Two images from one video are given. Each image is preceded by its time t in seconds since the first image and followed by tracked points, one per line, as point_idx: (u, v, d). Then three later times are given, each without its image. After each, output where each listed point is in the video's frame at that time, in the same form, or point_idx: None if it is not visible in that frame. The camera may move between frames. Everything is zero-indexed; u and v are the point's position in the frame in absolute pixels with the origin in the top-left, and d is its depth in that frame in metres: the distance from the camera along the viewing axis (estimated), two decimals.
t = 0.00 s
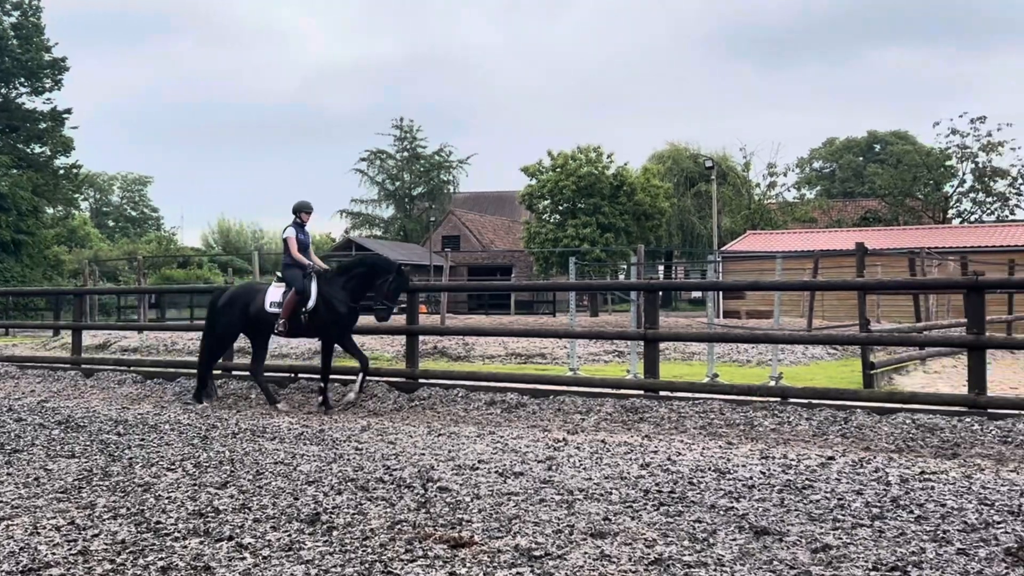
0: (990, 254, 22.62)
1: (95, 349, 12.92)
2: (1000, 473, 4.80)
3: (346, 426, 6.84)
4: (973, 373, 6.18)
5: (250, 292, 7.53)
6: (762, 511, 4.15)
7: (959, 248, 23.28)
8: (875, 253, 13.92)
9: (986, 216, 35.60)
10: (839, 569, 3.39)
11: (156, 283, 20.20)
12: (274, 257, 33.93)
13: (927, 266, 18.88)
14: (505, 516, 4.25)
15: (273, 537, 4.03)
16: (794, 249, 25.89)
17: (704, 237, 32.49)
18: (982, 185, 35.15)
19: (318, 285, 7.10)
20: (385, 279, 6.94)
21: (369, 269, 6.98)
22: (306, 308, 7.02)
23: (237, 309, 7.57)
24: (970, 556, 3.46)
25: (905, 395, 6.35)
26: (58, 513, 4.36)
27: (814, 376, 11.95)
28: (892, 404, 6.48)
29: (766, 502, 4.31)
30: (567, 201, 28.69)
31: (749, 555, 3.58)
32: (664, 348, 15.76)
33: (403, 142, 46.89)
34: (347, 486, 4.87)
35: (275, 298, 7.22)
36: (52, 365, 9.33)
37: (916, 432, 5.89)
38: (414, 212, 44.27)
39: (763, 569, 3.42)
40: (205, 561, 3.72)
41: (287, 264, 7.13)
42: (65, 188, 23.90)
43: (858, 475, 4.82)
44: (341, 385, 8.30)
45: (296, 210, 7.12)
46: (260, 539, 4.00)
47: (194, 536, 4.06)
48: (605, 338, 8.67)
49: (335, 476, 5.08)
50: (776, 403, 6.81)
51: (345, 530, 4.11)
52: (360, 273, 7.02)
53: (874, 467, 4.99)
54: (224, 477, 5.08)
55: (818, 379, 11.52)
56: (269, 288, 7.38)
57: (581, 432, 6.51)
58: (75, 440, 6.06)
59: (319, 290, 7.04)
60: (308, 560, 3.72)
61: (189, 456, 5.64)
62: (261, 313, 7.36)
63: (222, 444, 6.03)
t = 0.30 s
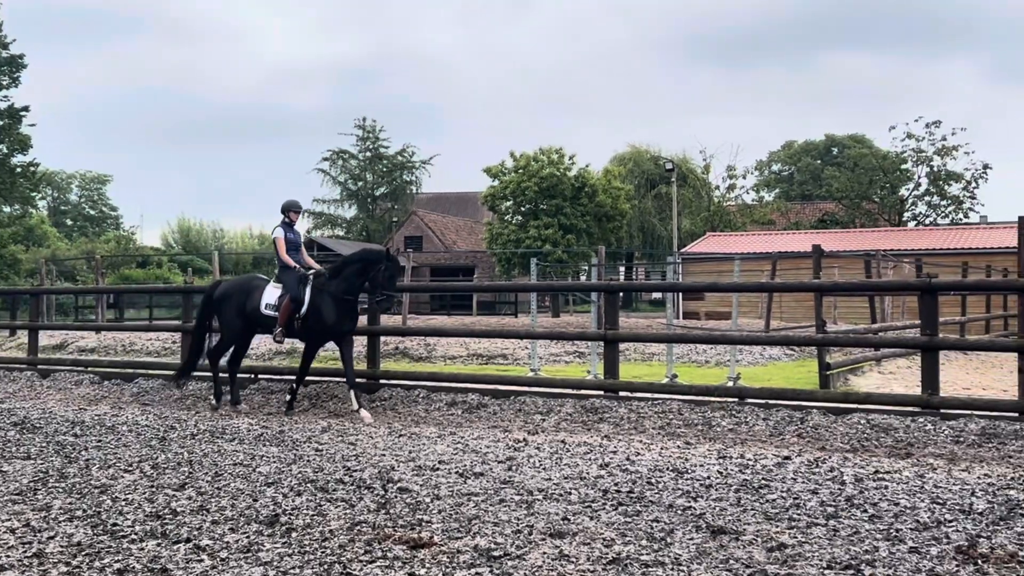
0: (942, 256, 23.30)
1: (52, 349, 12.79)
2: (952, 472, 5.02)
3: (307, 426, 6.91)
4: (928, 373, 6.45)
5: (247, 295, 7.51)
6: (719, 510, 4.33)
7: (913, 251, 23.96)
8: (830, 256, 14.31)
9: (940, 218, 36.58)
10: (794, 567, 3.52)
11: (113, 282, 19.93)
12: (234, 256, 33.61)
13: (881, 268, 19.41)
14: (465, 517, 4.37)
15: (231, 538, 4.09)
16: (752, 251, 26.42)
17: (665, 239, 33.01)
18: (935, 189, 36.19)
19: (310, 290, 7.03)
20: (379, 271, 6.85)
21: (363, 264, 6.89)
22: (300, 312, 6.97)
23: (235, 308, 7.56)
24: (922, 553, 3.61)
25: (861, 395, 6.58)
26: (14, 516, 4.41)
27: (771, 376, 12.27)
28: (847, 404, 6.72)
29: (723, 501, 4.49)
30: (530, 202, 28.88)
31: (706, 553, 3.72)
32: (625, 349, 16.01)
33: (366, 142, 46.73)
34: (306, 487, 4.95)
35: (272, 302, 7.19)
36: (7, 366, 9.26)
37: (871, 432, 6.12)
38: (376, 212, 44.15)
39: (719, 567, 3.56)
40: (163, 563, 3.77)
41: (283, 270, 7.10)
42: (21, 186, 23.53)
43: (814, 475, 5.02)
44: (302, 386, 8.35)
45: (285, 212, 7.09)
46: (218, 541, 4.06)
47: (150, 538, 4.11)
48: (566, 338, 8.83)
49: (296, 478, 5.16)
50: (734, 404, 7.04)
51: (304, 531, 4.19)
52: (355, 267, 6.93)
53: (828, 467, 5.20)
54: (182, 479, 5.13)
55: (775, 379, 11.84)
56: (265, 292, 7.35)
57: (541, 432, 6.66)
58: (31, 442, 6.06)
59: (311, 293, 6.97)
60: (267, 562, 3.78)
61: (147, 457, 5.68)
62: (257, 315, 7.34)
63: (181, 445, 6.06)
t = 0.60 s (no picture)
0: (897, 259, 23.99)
1: (8, 350, 12.66)
2: (907, 472, 5.28)
3: (268, 428, 6.97)
4: (886, 374, 6.72)
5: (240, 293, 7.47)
6: (678, 510, 4.52)
7: (869, 254, 24.63)
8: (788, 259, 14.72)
9: (896, 221, 37.60)
10: (749, 565, 3.70)
11: (70, 282, 19.64)
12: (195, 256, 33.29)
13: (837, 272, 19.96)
14: (426, 518, 4.50)
15: (190, 540, 4.17)
16: (711, 253, 26.95)
17: (626, 240, 33.51)
18: (891, 193, 37.21)
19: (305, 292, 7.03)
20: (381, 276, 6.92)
21: (365, 268, 6.95)
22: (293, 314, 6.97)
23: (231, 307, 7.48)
24: (876, 553, 3.79)
25: (819, 396, 6.83)
26: None
27: (728, 377, 12.60)
28: (803, 404, 6.98)
29: (682, 502, 4.69)
30: (492, 204, 29.08)
31: (664, 553, 3.88)
32: (587, 349, 16.28)
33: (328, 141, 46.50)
34: (266, 489, 5.04)
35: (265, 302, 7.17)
36: None
37: (827, 432, 6.37)
38: (339, 213, 43.98)
39: (677, 567, 3.71)
40: (120, 566, 3.84)
41: (276, 268, 7.02)
42: None
43: (771, 475, 5.25)
44: (263, 387, 8.40)
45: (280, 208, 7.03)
46: (176, 543, 4.14)
47: (108, 540, 4.18)
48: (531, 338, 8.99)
49: (255, 479, 5.25)
50: (692, 404, 7.28)
51: (263, 533, 4.28)
52: (354, 271, 6.99)
53: (786, 467, 5.44)
54: (140, 481, 5.20)
55: (733, 380, 12.18)
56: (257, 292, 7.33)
57: (503, 433, 6.82)
58: None
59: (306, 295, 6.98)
60: (226, 564, 3.86)
61: (105, 459, 5.71)
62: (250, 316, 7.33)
63: (139, 447, 6.10)
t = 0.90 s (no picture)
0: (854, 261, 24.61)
1: None
2: (863, 472, 5.55)
3: (228, 429, 7.04)
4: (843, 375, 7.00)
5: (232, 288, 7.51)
6: (639, 510, 4.73)
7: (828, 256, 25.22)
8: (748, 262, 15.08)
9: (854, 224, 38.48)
10: (707, 564, 3.88)
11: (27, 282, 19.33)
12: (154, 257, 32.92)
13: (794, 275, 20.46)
14: (387, 519, 4.63)
15: (149, 542, 4.26)
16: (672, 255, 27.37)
17: (588, 242, 33.85)
18: (849, 196, 38.10)
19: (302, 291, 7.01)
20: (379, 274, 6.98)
21: (363, 267, 7.02)
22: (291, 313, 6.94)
23: (222, 304, 7.49)
24: (833, 552, 3.98)
25: (776, 396, 7.09)
26: None
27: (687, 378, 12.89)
28: (760, 405, 7.25)
29: (642, 501, 4.90)
30: (455, 206, 29.22)
31: (623, 552, 4.06)
32: (549, 350, 16.50)
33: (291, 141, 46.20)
34: (225, 490, 5.13)
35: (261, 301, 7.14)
36: None
37: (785, 432, 6.63)
38: (301, 213, 43.70)
39: (636, 567, 3.88)
40: (78, 567, 3.93)
41: (272, 268, 7.00)
42: None
43: (729, 475, 5.48)
44: (224, 388, 8.44)
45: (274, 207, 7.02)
46: (134, 545, 4.22)
47: (65, 542, 4.26)
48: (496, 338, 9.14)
49: (214, 481, 5.34)
50: (653, 404, 7.51)
51: (223, 535, 4.37)
52: (352, 270, 7.04)
53: (744, 467, 5.68)
54: (98, 482, 5.28)
55: (692, 381, 12.49)
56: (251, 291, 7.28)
57: (465, 434, 6.97)
58: None
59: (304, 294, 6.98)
60: (185, 566, 3.94)
61: (63, 461, 5.76)
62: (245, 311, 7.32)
63: (98, 449, 6.14)
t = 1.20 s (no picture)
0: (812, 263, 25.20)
1: None
2: (819, 471, 5.84)
3: (187, 430, 7.11)
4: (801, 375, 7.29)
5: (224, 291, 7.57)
6: (600, 509, 4.94)
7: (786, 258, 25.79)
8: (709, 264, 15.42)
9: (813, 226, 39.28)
10: (665, 563, 4.08)
11: None
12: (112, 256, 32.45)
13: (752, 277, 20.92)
14: (347, 520, 4.77)
15: (106, 544, 4.34)
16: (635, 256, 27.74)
17: (550, 243, 34.05)
18: (807, 198, 38.94)
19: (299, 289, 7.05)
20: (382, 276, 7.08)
21: (365, 269, 7.10)
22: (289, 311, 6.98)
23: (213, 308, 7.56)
24: (790, 550, 4.20)
25: (735, 397, 7.35)
26: None
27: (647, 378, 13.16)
28: (720, 406, 7.52)
29: (603, 501, 5.11)
30: (418, 206, 29.24)
31: (583, 552, 4.25)
32: (511, 351, 16.69)
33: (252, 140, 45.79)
34: (184, 492, 5.22)
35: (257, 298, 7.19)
36: None
37: (744, 432, 6.91)
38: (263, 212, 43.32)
39: (596, 566, 4.06)
40: (34, 570, 4.01)
41: (269, 265, 6.99)
42: None
43: (688, 474, 5.73)
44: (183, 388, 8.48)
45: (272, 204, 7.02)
46: (91, 547, 4.31)
47: (21, 545, 4.33)
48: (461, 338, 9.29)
49: (172, 482, 5.43)
50: (614, 404, 7.74)
51: (182, 537, 4.46)
52: (353, 271, 7.12)
53: (704, 466, 5.94)
54: (54, 484, 5.34)
55: (652, 381, 12.78)
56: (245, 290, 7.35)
57: (426, 434, 7.12)
58: None
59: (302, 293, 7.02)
60: (143, 568, 4.03)
61: (19, 463, 5.80)
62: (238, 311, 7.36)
63: (56, 450, 6.18)
